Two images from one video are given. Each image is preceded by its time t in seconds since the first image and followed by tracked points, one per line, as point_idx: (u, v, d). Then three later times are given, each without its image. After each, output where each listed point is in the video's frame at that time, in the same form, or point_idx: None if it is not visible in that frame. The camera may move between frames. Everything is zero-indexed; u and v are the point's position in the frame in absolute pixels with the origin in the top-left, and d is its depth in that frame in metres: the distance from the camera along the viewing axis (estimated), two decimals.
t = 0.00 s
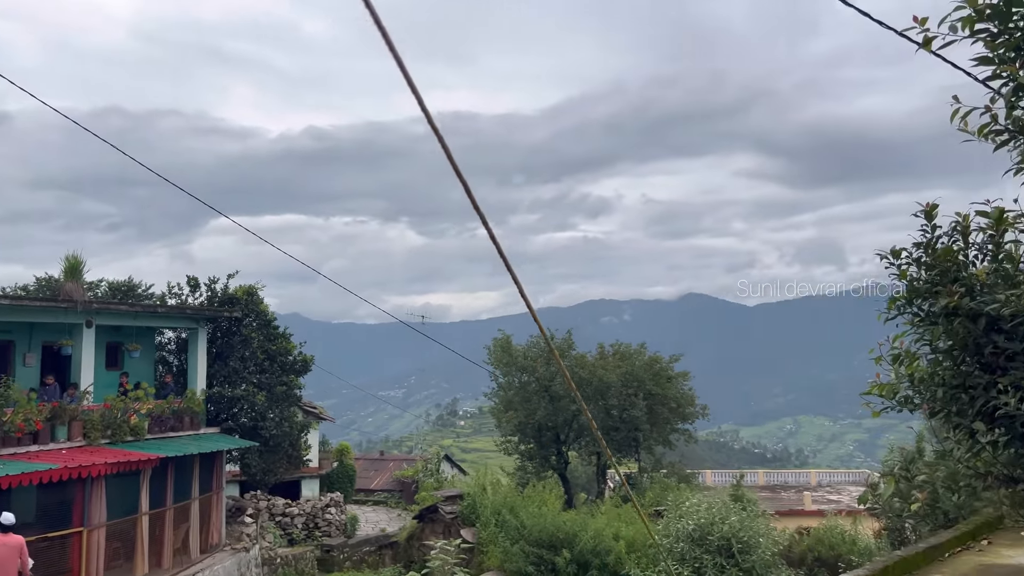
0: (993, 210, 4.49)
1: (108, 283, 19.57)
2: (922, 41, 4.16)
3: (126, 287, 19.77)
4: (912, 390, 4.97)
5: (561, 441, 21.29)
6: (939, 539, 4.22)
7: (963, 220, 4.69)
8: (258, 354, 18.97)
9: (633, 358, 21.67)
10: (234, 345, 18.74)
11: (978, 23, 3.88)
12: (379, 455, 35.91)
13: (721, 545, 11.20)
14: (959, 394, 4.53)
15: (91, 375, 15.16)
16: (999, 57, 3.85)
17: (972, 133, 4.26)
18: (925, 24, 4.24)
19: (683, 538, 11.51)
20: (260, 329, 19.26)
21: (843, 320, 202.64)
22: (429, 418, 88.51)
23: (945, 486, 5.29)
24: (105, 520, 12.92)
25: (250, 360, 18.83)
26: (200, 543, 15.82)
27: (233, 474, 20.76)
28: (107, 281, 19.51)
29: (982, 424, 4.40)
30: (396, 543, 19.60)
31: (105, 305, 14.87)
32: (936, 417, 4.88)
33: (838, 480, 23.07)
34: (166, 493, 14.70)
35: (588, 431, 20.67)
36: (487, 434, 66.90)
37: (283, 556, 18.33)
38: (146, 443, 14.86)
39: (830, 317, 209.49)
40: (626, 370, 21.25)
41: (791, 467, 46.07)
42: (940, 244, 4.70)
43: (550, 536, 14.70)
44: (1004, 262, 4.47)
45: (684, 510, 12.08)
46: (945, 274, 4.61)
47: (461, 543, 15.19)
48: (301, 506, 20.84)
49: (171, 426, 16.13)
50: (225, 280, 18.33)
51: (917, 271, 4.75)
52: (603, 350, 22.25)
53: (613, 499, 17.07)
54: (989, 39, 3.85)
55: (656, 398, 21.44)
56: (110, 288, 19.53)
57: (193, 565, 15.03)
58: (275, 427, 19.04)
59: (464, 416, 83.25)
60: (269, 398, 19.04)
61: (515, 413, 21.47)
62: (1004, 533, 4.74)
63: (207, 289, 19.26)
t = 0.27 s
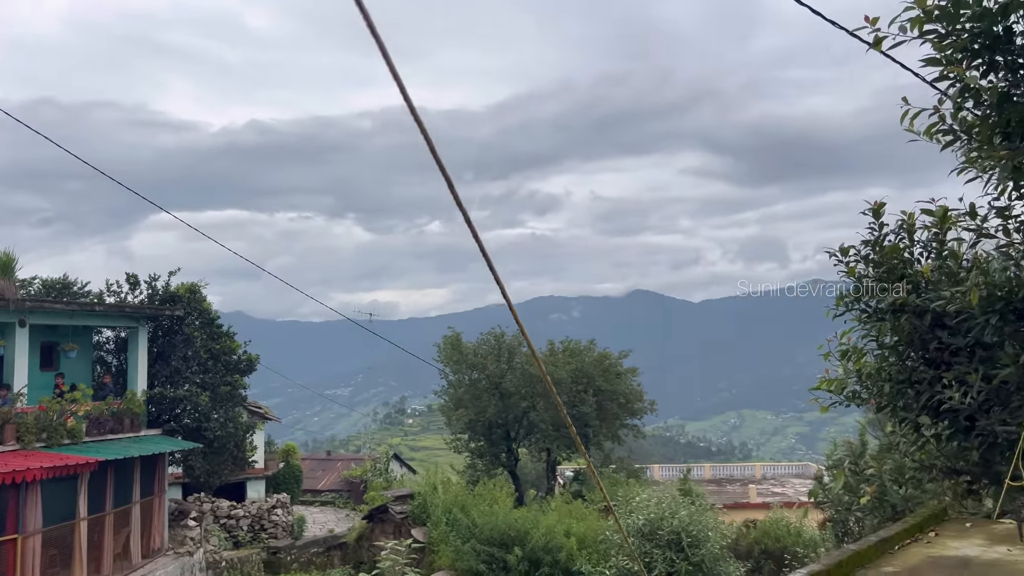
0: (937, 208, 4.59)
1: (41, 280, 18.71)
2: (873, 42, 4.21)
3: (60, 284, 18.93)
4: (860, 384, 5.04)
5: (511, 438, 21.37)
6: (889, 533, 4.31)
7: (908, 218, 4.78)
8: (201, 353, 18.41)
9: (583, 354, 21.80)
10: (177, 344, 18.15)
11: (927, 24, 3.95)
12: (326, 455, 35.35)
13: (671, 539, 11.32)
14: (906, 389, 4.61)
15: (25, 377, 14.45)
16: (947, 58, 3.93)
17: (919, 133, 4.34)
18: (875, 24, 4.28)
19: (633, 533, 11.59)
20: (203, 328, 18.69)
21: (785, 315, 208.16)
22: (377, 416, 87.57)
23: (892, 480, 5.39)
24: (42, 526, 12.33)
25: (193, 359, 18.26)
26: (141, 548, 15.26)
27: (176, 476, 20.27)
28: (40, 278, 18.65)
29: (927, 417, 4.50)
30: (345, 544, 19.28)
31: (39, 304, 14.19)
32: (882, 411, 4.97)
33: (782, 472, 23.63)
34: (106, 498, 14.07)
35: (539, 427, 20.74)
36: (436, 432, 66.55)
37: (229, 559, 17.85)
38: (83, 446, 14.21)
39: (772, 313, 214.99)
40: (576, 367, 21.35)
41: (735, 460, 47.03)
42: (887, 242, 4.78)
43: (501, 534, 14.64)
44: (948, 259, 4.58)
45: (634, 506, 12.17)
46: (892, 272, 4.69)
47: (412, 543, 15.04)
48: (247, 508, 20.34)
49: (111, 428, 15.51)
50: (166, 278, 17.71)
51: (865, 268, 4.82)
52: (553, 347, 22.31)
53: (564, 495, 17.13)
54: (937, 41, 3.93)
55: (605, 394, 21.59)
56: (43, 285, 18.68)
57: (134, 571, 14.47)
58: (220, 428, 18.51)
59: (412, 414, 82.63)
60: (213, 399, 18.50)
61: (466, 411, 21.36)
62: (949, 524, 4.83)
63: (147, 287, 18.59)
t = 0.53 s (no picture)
0: (913, 212, 4.63)
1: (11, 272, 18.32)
2: (852, 47, 4.23)
3: (31, 277, 18.54)
4: (835, 386, 5.07)
5: (487, 435, 21.33)
6: (863, 533, 4.36)
7: (884, 221, 4.82)
8: (175, 349, 18.14)
9: (560, 352, 21.85)
10: (150, 339, 17.87)
11: (905, 30, 3.97)
12: (301, 452, 35.08)
13: (646, 538, 11.38)
14: (880, 390, 4.65)
15: None
16: (925, 64, 3.96)
17: (896, 137, 4.37)
18: (854, 29, 4.29)
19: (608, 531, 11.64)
20: (177, 323, 18.42)
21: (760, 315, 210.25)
22: (353, 413, 87.19)
23: (865, 481, 5.43)
24: (10, 522, 12.07)
25: (167, 354, 18.00)
26: (112, 545, 15.01)
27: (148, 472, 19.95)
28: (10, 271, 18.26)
29: (900, 419, 4.54)
30: (319, 541, 19.12)
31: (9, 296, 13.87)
32: (856, 412, 5.01)
33: (755, 471, 23.87)
34: (77, 493, 13.85)
35: (516, 424, 20.74)
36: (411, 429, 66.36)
37: (201, 556, 17.63)
38: (53, 442, 13.92)
39: (747, 312, 217.06)
40: (553, 364, 21.39)
41: (709, 458, 47.41)
42: (864, 244, 4.82)
43: (477, 532, 14.60)
44: (922, 262, 4.63)
45: (610, 504, 12.19)
46: (868, 274, 4.74)
47: (387, 540, 14.95)
48: (220, 504, 20.11)
49: (82, 424, 15.23)
50: (139, 271, 17.42)
51: (842, 271, 4.85)
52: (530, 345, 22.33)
53: (539, 493, 17.12)
54: (914, 46, 3.96)
55: (582, 392, 21.63)
56: (14, 277, 18.27)
57: (105, 568, 14.19)
58: (194, 424, 18.28)
59: (388, 410, 82.25)
60: (187, 394, 18.26)
61: (442, 408, 21.30)
62: (920, 525, 4.89)
63: (120, 281, 18.29)
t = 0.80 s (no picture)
0: (908, 220, 4.64)
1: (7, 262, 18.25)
2: (851, 54, 4.23)
3: (27, 267, 18.48)
4: (827, 392, 5.08)
5: (480, 434, 21.31)
6: (852, 540, 4.37)
7: (880, 229, 4.82)
8: (169, 342, 18.09)
9: (554, 352, 21.85)
10: (145, 332, 17.81)
11: (904, 39, 3.98)
12: (294, 447, 35.05)
13: (637, 539, 11.39)
14: (872, 397, 4.66)
15: None
16: (923, 73, 3.97)
17: (893, 145, 4.37)
18: (854, 36, 4.29)
19: (599, 532, 11.65)
20: (173, 317, 18.36)
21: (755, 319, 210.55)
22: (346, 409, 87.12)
23: (855, 488, 5.43)
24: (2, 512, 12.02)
25: (161, 347, 17.94)
26: (103, 537, 14.96)
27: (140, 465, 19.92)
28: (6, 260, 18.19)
29: (891, 426, 4.55)
30: (310, 536, 19.10)
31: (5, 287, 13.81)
32: (848, 418, 5.02)
33: (747, 475, 23.91)
34: (69, 485, 13.83)
35: (509, 424, 20.74)
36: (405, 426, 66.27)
37: (192, 550, 17.60)
38: (46, 433, 13.87)
39: (743, 316, 217.37)
40: (548, 364, 21.40)
41: (702, 461, 47.42)
42: (858, 251, 4.82)
43: (468, 530, 14.58)
44: (916, 270, 4.64)
45: (601, 505, 12.19)
46: (862, 282, 4.74)
47: (378, 537, 14.94)
48: (212, 498, 20.08)
49: (75, 415, 15.18)
50: (136, 264, 17.36)
51: (836, 277, 4.85)
52: (525, 344, 22.33)
53: (531, 493, 17.12)
54: (913, 55, 3.96)
55: (575, 392, 21.64)
56: (9, 268, 18.20)
57: (95, 560, 14.14)
58: (187, 417, 18.24)
59: (382, 407, 82.21)
60: (181, 387, 18.21)
61: (436, 406, 21.30)
62: (909, 533, 4.90)
63: (116, 273, 18.22)
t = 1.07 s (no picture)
0: (903, 228, 4.66)
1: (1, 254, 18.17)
2: (849, 62, 4.24)
3: (21, 259, 18.40)
4: (820, 398, 5.09)
5: (473, 434, 21.30)
6: (842, 546, 4.38)
7: (875, 236, 4.84)
8: (163, 337, 18.03)
9: (548, 353, 21.86)
10: (139, 327, 17.75)
11: (902, 47, 3.99)
12: (287, 444, 34.98)
13: (628, 542, 11.39)
14: (864, 404, 4.67)
15: None
16: (920, 82, 3.99)
17: (890, 153, 4.38)
18: (852, 44, 4.30)
19: (591, 534, 11.65)
20: (167, 312, 18.29)
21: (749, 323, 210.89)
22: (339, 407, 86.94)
23: (847, 494, 5.43)
24: None
25: (155, 342, 17.89)
26: (94, 531, 14.88)
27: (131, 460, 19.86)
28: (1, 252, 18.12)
29: (883, 434, 4.56)
30: (301, 534, 19.05)
31: None
32: (840, 425, 5.03)
33: (739, 478, 23.95)
34: (60, 479, 13.79)
35: (502, 424, 20.72)
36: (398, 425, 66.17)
37: (182, 546, 17.52)
38: (37, 427, 13.81)
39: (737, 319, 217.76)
40: (542, 365, 21.41)
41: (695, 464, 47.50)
42: (853, 259, 4.84)
43: (459, 531, 14.55)
44: (911, 279, 4.66)
45: (592, 507, 12.20)
46: (856, 289, 4.75)
47: (369, 536, 14.91)
48: (203, 494, 20.01)
49: (67, 409, 15.12)
50: (131, 258, 17.29)
51: (831, 284, 4.87)
52: (520, 345, 22.33)
53: (523, 494, 17.11)
54: (911, 64, 3.98)
55: (569, 394, 21.65)
56: (3, 260, 18.12)
57: (85, 555, 14.06)
58: (180, 413, 18.18)
59: (375, 405, 82.11)
60: (174, 383, 18.15)
61: (430, 406, 21.29)
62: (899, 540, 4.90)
63: (111, 267, 18.15)
